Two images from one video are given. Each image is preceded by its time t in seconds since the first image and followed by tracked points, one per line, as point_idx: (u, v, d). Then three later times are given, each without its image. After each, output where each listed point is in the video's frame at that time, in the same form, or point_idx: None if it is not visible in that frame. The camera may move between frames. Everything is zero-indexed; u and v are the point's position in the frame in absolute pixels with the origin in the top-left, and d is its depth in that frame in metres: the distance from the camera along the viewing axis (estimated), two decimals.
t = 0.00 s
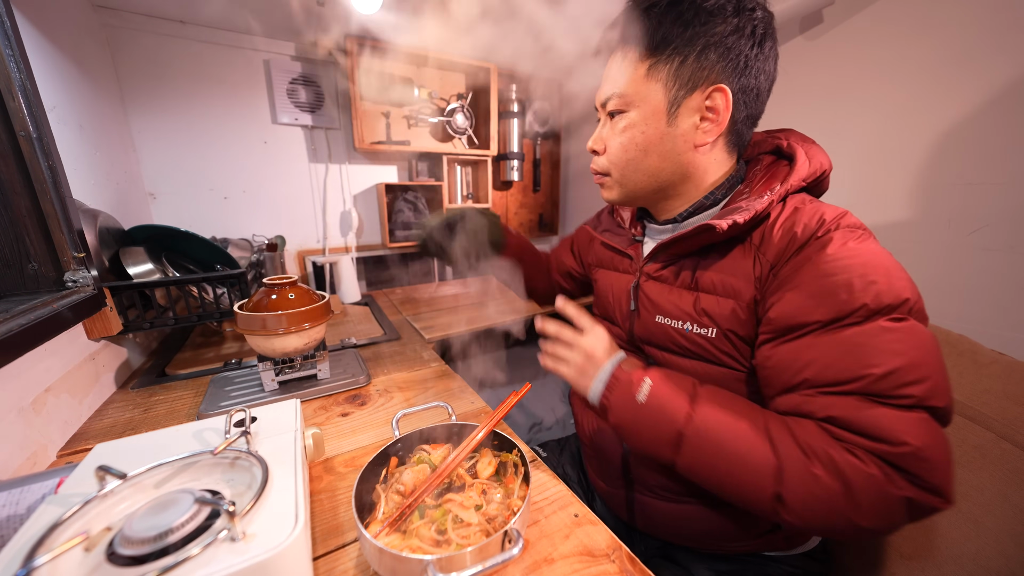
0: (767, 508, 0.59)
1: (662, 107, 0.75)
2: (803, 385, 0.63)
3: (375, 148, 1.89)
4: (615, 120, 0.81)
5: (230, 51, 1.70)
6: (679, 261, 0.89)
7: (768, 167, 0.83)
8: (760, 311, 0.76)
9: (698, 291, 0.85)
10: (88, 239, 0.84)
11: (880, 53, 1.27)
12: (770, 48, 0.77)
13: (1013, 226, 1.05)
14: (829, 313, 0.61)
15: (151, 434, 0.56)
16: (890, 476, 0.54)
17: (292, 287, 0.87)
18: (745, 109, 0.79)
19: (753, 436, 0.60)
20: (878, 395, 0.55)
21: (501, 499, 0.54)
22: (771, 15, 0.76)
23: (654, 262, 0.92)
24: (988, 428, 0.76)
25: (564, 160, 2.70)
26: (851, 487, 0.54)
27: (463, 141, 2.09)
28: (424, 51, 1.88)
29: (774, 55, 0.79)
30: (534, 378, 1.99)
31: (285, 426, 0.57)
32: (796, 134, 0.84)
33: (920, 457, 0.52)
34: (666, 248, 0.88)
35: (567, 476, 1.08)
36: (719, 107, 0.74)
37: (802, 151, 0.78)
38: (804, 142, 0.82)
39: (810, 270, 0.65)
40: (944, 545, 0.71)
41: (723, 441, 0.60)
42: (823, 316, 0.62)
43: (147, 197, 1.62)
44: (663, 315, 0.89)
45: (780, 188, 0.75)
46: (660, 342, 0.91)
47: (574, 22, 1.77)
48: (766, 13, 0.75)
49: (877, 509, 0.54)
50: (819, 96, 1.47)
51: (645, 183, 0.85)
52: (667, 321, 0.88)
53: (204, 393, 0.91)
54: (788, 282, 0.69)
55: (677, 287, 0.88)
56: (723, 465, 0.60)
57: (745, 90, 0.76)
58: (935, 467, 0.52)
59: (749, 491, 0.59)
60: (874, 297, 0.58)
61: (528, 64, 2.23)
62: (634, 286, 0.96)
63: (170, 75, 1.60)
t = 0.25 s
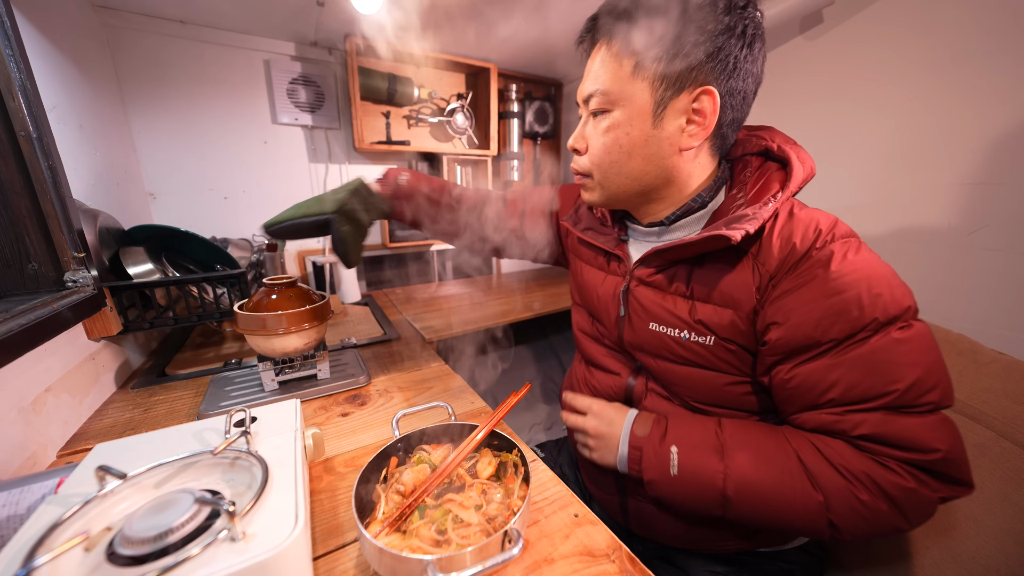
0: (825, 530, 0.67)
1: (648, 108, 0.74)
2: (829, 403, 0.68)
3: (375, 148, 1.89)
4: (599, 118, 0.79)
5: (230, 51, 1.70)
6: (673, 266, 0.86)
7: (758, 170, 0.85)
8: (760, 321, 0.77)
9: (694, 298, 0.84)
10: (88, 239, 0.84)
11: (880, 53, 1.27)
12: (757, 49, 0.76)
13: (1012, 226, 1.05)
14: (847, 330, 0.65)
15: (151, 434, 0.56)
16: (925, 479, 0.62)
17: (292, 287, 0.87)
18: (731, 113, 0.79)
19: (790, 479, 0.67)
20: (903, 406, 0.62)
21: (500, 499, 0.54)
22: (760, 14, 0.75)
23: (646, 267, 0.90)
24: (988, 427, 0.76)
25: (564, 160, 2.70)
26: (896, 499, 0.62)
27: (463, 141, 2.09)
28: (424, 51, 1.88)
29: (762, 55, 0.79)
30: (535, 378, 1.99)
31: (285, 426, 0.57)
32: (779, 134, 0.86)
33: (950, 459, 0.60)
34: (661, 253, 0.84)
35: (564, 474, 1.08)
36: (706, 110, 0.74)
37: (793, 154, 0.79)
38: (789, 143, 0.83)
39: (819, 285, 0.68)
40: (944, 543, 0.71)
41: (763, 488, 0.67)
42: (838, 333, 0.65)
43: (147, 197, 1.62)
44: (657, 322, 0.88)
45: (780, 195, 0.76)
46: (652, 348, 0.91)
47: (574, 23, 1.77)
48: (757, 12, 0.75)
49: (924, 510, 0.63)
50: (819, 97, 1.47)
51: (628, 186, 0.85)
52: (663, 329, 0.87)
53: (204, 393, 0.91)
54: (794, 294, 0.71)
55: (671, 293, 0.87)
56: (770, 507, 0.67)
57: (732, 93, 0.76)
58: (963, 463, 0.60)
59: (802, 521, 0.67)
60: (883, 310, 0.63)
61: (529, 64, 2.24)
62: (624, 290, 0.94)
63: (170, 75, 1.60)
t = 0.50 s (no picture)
0: (845, 544, 0.67)
1: (633, 112, 0.74)
2: (831, 408, 0.68)
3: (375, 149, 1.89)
4: (581, 120, 0.79)
5: (230, 51, 1.70)
6: (660, 274, 0.85)
7: (743, 170, 0.85)
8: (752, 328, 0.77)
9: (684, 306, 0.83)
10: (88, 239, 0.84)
11: (880, 53, 1.27)
12: (744, 49, 0.76)
13: (1011, 226, 1.06)
14: (844, 332, 0.65)
15: (150, 435, 0.56)
16: (934, 479, 0.62)
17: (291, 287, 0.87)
18: (717, 116, 0.79)
19: (801, 499, 0.66)
20: (905, 405, 0.62)
21: (500, 499, 0.54)
22: (748, 13, 0.75)
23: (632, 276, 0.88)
24: (990, 426, 0.76)
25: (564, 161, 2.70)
26: (910, 505, 0.63)
27: (463, 141, 2.09)
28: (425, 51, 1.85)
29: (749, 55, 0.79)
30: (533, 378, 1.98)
31: (285, 426, 0.57)
32: (761, 129, 0.85)
33: (955, 454, 0.61)
34: (648, 261, 0.83)
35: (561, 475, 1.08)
36: (693, 113, 0.75)
37: (777, 152, 0.79)
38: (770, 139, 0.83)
39: (812, 289, 0.68)
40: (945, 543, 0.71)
41: (777, 514, 0.67)
42: (835, 336, 0.66)
43: (147, 197, 1.62)
44: (647, 332, 0.87)
45: (769, 196, 0.76)
46: (644, 357, 0.90)
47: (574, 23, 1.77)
48: (744, 11, 0.74)
49: (938, 511, 0.63)
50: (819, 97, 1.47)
51: (613, 192, 0.85)
52: (654, 338, 0.86)
53: (204, 394, 0.91)
54: (786, 300, 0.71)
55: (660, 302, 0.86)
56: (787, 531, 0.67)
57: (719, 95, 0.76)
58: (969, 457, 0.61)
59: (820, 538, 0.67)
60: (879, 310, 0.64)
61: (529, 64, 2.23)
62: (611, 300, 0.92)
63: (170, 74, 1.60)
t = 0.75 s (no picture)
0: (829, 554, 0.67)
1: (612, 122, 0.74)
2: (819, 419, 0.68)
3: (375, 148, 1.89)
4: (562, 131, 0.79)
5: (230, 50, 1.70)
6: (645, 282, 0.86)
7: (730, 172, 0.84)
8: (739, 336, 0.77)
9: (669, 314, 0.84)
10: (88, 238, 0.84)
11: (880, 53, 1.27)
12: (725, 50, 0.76)
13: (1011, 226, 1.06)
14: (830, 342, 0.65)
15: (150, 434, 0.56)
16: (920, 491, 0.62)
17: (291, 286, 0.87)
18: (700, 120, 0.79)
19: (786, 509, 0.66)
20: (892, 416, 0.62)
21: (501, 499, 0.54)
22: (729, 13, 0.75)
23: (618, 284, 0.89)
24: (990, 427, 0.76)
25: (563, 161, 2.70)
26: (895, 516, 0.62)
27: (463, 141, 2.09)
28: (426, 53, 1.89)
29: (731, 55, 0.79)
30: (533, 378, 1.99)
31: (285, 426, 0.57)
32: (749, 131, 0.85)
33: (942, 467, 0.60)
34: (632, 269, 0.84)
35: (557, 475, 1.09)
36: (675, 121, 0.75)
37: (764, 156, 0.79)
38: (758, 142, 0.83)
39: (798, 299, 0.68)
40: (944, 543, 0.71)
41: (761, 523, 0.67)
42: (822, 346, 0.66)
43: (147, 197, 1.62)
44: (634, 340, 0.87)
45: (755, 202, 0.75)
46: (632, 365, 0.91)
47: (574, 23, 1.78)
48: (725, 10, 0.74)
49: (924, 523, 0.63)
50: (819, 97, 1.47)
51: (597, 201, 0.86)
52: (641, 346, 0.87)
53: (204, 394, 0.91)
54: (771, 309, 0.71)
55: (646, 310, 0.87)
56: (771, 539, 0.67)
57: (700, 100, 0.76)
58: (957, 470, 0.60)
59: (805, 548, 0.67)
60: (866, 321, 0.63)
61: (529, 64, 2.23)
62: (598, 307, 0.93)
63: (170, 74, 1.60)
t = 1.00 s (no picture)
0: (827, 553, 0.67)
1: (611, 122, 0.74)
2: (817, 418, 0.68)
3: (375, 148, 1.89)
4: (560, 131, 0.79)
5: (231, 50, 1.70)
6: (644, 282, 0.86)
7: (728, 172, 0.84)
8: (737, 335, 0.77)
9: (667, 314, 0.84)
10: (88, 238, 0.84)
11: (880, 53, 1.27)
12: (723, 50, 0.76)
13: (1012, 226, 1.05)
14: (828, 342, 0.65)
15: (151, 434, 0.56)
16: (917, 490, 0.62)
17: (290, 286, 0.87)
18: (699, 120, 0.80)
19: (783, 508, 0.67)
20: (890, 416, 0.62)
21: (501, 499, 0.54)
22: (726, 12, 0.75)
23: (617, 283, 0.89)
24: (990, 427, 0.76)
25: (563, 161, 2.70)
26: (891, 515, 0.63)
27: (463, 141, 2.09)
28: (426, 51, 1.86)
29: (729, 55, 0.79)
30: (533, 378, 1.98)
31: (284, 426, 0.57)
32: (748, 131, 0.85)
33: (939, 467, 0.60)
34: (631, 269, 0.84)
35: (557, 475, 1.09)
36: (673, 121, 0.75)
37: (762, 156, 0.79)
38: (756, 142, 0.82)
39: (795, 298, 0.68)
40: (944, 542, 0.71)
41: (759, 523, 0.67)
42: (819, 346, 0.66)
43: (148, 198, 1.62)
44: (632, 339, 0.87)
45: (753, 202, 0.75)
46: (630, 364, 0.91)
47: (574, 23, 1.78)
48: (722, 11, 0.74)
49: (921, 523, 0.63)
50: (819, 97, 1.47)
51: (595, 201, 0.86)
52: (639, 346, 0.87)
53: (204, 394, 0.91)
54: (769, 308, 0.71)
55: (644, 310, 0.86)
56: (769, 539, 0.67)
57: (699, 100, 0.76)
58: (954, 470, 0.60)
59: (803, 547, 0.67)
60: (864, 321, 0.63)
61: (529, 63, 2.23)
62: (596, 307, 0.93)
63: (170, 74, 1.60)
